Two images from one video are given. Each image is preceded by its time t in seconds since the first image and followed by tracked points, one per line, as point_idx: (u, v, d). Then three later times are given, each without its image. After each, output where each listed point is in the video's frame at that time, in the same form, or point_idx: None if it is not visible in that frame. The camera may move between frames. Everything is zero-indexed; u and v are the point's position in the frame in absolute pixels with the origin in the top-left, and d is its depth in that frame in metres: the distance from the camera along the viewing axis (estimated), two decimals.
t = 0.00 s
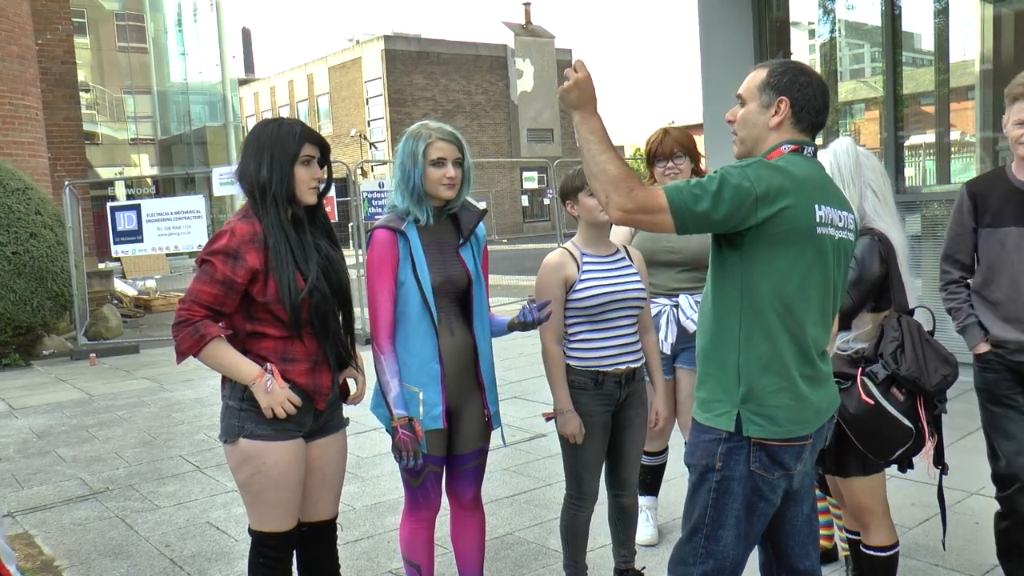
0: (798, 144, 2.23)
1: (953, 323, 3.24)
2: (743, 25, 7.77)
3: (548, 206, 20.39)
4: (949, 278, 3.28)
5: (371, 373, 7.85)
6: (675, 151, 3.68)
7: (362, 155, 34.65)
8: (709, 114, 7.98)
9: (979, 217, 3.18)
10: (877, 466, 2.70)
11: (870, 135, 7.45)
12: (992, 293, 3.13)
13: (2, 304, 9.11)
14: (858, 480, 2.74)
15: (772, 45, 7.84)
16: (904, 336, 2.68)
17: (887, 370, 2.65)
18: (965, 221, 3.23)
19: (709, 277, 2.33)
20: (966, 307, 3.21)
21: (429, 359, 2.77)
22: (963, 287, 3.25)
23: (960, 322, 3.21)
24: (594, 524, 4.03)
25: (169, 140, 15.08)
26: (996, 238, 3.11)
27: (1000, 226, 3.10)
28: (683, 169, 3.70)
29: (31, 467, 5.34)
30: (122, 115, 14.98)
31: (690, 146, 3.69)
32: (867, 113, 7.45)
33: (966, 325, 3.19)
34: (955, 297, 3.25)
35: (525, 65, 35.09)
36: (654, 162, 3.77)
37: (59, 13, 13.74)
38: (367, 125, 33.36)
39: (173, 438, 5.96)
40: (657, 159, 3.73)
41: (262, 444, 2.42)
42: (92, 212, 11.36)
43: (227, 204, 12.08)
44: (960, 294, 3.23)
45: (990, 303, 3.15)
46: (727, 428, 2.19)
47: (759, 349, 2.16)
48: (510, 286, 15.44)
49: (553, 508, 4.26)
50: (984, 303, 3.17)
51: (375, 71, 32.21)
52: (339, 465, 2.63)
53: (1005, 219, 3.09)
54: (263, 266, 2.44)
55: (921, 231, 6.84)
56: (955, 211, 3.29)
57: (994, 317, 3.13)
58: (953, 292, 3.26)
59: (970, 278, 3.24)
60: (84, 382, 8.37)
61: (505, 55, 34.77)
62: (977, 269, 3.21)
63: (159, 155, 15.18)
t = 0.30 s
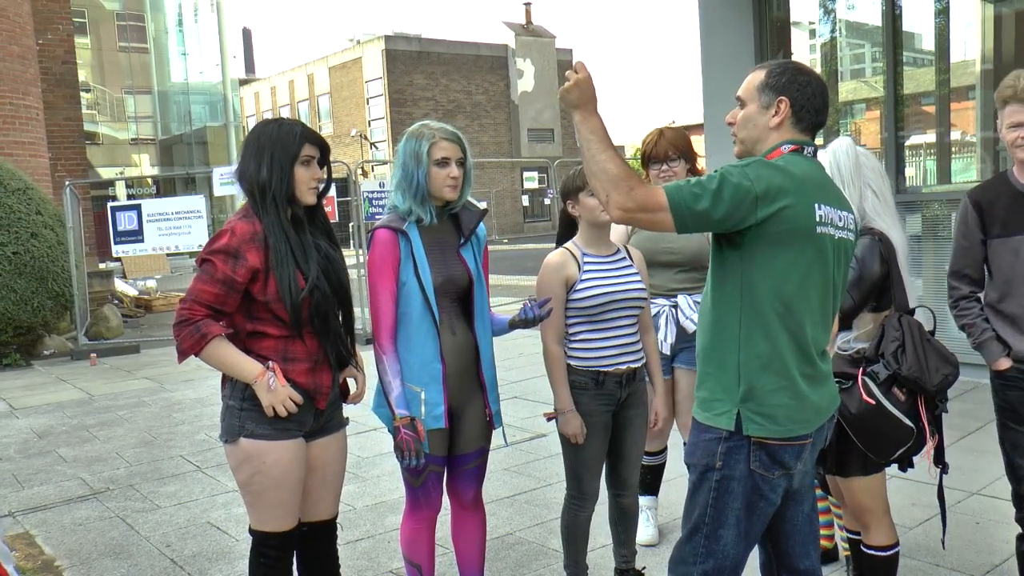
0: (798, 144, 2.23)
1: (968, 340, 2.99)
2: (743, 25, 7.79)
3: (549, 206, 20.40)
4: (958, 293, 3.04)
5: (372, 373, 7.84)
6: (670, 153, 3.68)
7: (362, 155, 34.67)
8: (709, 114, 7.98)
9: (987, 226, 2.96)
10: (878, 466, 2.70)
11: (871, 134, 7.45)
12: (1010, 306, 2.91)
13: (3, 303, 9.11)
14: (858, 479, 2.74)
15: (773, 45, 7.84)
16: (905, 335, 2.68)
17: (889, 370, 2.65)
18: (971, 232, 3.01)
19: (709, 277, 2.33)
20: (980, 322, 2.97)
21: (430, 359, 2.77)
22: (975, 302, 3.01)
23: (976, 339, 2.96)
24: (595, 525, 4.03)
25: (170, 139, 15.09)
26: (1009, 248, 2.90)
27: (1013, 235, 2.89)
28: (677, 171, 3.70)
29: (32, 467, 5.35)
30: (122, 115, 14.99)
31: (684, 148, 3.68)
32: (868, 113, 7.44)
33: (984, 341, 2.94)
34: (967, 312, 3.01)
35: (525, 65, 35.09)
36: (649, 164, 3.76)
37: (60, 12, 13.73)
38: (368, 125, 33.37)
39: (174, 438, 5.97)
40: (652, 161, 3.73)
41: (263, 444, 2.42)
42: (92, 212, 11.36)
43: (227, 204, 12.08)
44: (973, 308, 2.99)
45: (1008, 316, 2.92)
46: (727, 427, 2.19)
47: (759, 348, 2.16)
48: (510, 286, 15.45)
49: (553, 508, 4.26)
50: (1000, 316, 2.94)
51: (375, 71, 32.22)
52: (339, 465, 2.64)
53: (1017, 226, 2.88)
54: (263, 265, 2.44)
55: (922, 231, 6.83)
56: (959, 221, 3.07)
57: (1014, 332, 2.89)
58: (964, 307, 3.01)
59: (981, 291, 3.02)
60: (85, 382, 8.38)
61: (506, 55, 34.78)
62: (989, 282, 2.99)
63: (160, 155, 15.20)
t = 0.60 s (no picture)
0: (799, 143, 2.23)
1: (969, 344, 2.98)
2: (743, 25, 7.79)
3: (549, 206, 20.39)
4: (959, 295, 3.02)
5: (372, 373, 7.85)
6: (662, 154, 3.68)
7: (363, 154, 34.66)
8: (710, 114, 7.97)
9: (986, 225, 2.94)
10: (878, 465, 2.70)
11: (872, 134, 7.44)
12: (1011, 307, 2.89)
13: (4, 302, 9.11)
14: (858, 479, 2.73)
15: (774, 44, 7.83)
16: (905, 335, 2.68)
17: (888, 370, 2.65)
18: (970, 232, 2.99)
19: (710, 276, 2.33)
20: (982, 325, 2.95)
21: (431, 357, 2.77)
22: (977, 304, 2.99)
23: (978, 342, 2.94)
24: (595, 524, 4.03)
25: (171, 138, 15.10)
26: (1009, 247, 2.87)
27: (1013, 233, 2.87)
28: (669, 172, 3.69)
29: (32, 465, 5.35)
30: (123, 114, 15.00)
31: (677, 149, 3.67)
32: (868, 112, 7.44)
33: (985, 345, 2.93)
34: (968, 315, 2.99)
35: (526, 64, 35.07)
36: (643, 163, 3.77)
37: (61, 11, 13.73)
38: (368, 124, 33.38)
39: (174, 436, 5.97)
40: (644, 161, 3.73)
41: (264, 442, 2.42)
42: (92, 210, 11.35)
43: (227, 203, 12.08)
44: (974, 311, 2.97)
45: (1009, 318, 2.90)
46: (728, 426, 2.19)
47: (760, 347, 2.16)
48: (510, 285, 15.46)
49: (553, 508, 4.27)
50: (1000, 319, 2.93)
51: (376, 70, 32.22)
52: (340, 464, 2.63)
53: (1017, 224, 2.86)
54: (264, 263, 2.44)
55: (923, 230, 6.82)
56: (958, 221, 3.05)
57: (1015, 334, 2.87)
58: (965, 310, 2.99)
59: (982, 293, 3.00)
60: (85, 380, 8.38)
61: (507, 54, 34.79)
62: (989, 283, 2.97)
63: (161, 154, 15.22)
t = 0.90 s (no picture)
0: (799, 142, 2.23)
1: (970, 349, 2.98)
2: (744, 24, 7.78)
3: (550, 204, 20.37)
4: (959, 299, 3.02)
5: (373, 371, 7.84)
6: (665, 152, 3.67)
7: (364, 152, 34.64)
8: (711, 113, 7.96)
9: (984, 228, 2.94)
10: (878, 464, 2.70)
11: (873, 133, 7.44)
12: (1010, 312, 2.88)
13: (5, 300, 9.11)
14: (859, 478, 2.73)
15: (775, 43, 7.81)
16: (905, 335, 2.67)
17: (887, 370, 2.65)
18: (968, 235, 2.99)
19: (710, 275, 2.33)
20: (981, 330, 2.95)
21: (431, 355, 2.77)
22: (978, 308, 2.99)
23: (979, 347, 2.95)
24: (596, 523, 4.02)
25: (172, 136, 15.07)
26: (1007, 250, 2.86)
27: (1011, 236, 2.85)
28: (671, 171, 3.69)
29: (33, 463, 5.35)
30: (123, 112, 14.99)
31: (680, 148, 3.66)
32: (869, 112, 7.44)
33: (985, 350, 2.93)
34: (969, 319, 2.99)
35: (527, 62, 35.03)
36: (644, 161, 3.76)
37: (61, 9, 13.71)
38: (369, 122, 33.37)
39: (175, 435, 5.97)
40: (646, 159, 3.73)
41: (264, 440, 2.42)
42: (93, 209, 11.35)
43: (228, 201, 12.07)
44: (975, 316, 2.97)
45: (1009, 322, 2.89)
46: (728, 424, 2.19)
47: (760, 345, 2.16)
48: (512, 283, 15.46)
49: (554, 507, 4.26)
50: (1000, 324, 2.92)
51: (377, 68, 32.20)
52: (340, 462, 2.63)
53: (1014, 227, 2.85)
54: (264, 261, 2.44)
55: (924, 230, 6.82)
56: (958, 222, 3.05)
57: (1013, 339, 2.87)
58: (967, 313, 3.00)
59: (984, 297, 2.99)
60: (86, 378, 8.38)
61: (508, 53, 34.78)
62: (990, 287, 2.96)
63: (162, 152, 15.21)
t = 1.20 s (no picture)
0: (798, 140, 2.22)
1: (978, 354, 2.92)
2: (745, 23, 7.77)
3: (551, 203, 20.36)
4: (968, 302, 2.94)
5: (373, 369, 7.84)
6: (675, 152, 3.67)
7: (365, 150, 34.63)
8: (712, 112, 7.96)
9: (996, 228, 2.83)
10: (878, 464, 2.70)
11: (873, 132, 7.43)
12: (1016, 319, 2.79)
13: (5, 298, 9.11)
14: (859, 478, 2.73)
15: (776, 42, 7.80)
16: (905, 335, 2.67)
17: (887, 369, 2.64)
18: (981, 234, 2.88)
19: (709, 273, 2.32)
20: (988, 338, 2.87)
21: (431, 354, 2.77)
22: (988, 313, 2.89)
23: (985, 353, 2.88)
24: (596, 522, 4.02)
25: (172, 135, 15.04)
26: (1017, 253, 2.76)
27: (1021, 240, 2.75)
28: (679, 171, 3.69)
29: (33, 462, 5.35)
30: (124, 110, 15.00)
31: (690, 149, 3.67)
32: (870, 111, 7.43)
33: (990, 358, 2.86)
34: (978, 324, 2.91)
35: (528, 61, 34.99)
36: (651, 158, 3.74)
37: (62, 7, 13.69)
38: (370, 121, 33.36)
39: (175, 433, 5.97)
40: (655, 156, 3.71)
41: (265, 438, 2.42)
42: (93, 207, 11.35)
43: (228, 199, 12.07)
44: (983, 322, 2.89)
45: (1014, 329, 2.80)
46: (728, 421, 2.19)
47: (759, 343, 2.16)
48: (512, 283, 15.47)
49: (554, 505, 4.26)
50: (1007, 332, 2.82)
51: (378, 67, 32.18)
52: (340, 460, 2.63)
53: None
54: (264, 261, 2.43)
55: (924, 229, 6.82)
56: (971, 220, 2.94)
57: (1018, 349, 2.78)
58: (976, 319, 2.92)
59: (994, 302, 2.89)
60: (86, 376, 8.38)
61: (509, 52, 34.78)
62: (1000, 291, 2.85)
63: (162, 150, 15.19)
